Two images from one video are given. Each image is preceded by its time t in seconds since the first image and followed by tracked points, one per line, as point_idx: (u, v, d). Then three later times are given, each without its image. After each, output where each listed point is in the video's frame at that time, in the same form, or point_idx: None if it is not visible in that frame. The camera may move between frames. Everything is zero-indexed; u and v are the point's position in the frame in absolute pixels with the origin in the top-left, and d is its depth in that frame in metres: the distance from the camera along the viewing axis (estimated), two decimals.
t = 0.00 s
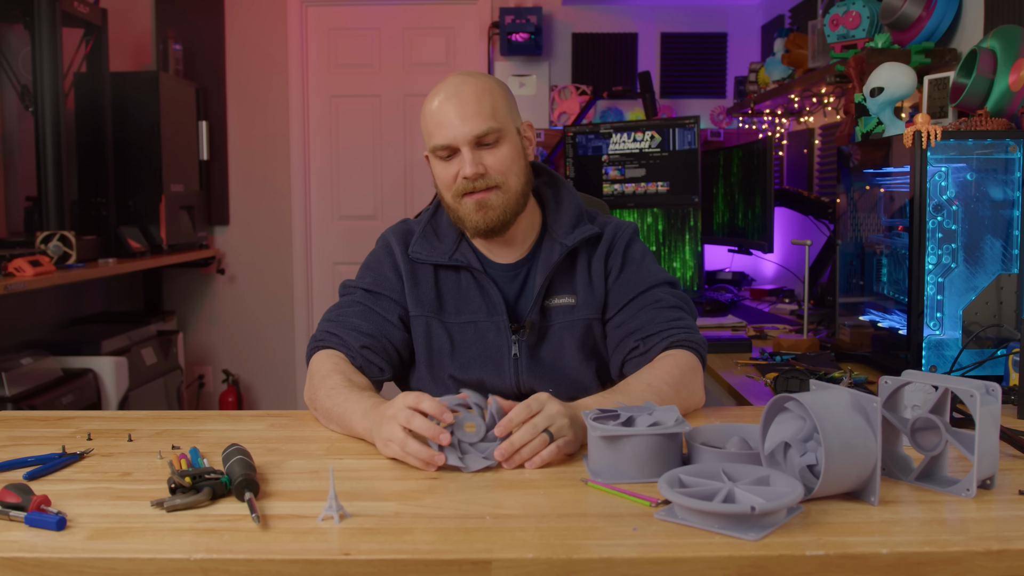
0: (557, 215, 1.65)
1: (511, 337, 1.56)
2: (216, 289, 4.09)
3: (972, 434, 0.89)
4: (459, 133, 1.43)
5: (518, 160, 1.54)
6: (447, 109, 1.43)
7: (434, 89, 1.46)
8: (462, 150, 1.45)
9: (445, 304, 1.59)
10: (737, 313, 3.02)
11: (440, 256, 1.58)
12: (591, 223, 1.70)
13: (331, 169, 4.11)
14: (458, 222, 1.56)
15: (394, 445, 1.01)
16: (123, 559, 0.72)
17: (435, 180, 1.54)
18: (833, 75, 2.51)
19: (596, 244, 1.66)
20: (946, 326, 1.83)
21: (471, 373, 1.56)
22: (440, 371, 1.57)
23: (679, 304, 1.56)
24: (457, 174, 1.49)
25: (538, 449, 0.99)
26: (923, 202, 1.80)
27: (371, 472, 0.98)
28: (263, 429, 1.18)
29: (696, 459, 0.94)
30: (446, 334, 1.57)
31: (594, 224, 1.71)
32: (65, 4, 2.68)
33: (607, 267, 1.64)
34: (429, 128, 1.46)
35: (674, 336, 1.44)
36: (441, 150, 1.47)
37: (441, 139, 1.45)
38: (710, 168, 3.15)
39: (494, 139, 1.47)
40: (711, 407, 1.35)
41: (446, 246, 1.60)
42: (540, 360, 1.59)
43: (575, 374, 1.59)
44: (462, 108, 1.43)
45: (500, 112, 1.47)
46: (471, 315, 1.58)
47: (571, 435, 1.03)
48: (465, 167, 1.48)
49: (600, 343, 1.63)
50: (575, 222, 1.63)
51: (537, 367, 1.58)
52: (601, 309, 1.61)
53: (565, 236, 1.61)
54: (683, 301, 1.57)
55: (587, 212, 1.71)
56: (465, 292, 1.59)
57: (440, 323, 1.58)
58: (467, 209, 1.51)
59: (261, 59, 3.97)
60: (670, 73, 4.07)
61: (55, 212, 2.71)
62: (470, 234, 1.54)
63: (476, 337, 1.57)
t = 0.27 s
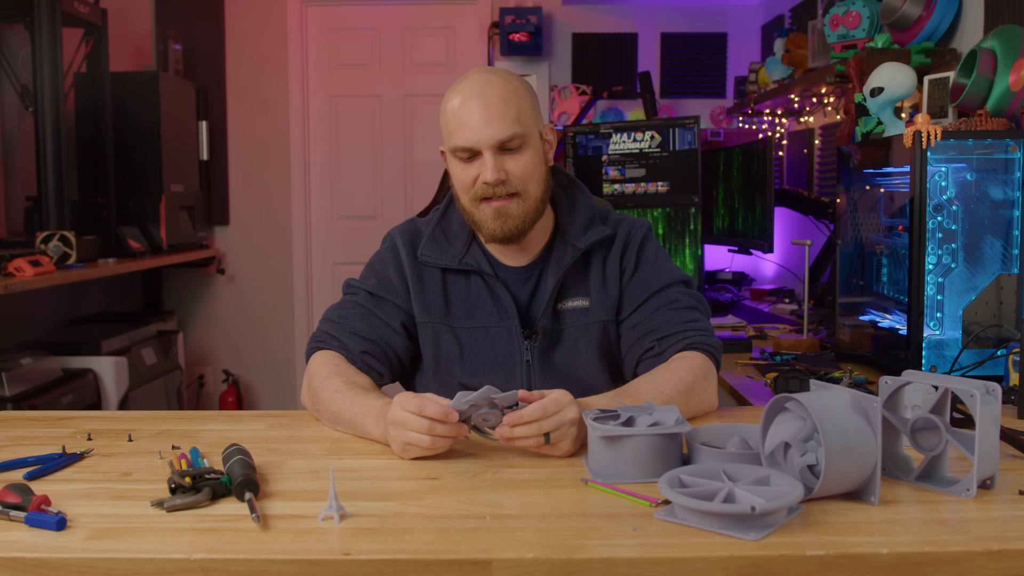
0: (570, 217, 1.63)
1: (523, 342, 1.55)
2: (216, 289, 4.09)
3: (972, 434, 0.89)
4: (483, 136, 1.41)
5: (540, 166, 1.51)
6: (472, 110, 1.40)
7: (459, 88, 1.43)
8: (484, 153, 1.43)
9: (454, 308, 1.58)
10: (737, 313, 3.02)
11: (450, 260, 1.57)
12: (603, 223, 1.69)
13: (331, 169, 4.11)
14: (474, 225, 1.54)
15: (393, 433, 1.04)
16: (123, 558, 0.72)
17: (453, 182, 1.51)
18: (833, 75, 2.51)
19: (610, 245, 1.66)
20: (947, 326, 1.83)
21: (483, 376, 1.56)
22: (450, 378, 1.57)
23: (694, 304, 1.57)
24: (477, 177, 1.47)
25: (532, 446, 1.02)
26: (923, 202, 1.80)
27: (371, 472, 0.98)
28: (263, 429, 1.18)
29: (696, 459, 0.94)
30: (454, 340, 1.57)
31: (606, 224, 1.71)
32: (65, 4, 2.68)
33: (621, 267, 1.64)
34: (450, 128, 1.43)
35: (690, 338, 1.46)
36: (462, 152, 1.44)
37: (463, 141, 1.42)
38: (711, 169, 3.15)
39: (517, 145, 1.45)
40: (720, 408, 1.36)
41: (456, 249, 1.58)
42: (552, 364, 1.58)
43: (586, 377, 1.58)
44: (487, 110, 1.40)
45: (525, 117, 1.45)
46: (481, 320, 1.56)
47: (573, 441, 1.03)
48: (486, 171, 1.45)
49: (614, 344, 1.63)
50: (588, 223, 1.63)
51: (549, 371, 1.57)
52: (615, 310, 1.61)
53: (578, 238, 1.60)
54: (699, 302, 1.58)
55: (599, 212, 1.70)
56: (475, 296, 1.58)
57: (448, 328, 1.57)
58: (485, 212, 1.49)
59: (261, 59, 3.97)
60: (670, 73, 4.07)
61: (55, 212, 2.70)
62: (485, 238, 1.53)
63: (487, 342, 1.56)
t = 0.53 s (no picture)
0: (570, 221, 1.63)
1: (524, 349, 1.55)
2: (216, 289, 4.09)
3: (971, 434, 0.89)
4: (491, 142, 1.39)
5: (546, 175, 1.50)
6: (481, 115, 1.39)
7: (470, 92, 1.42)
8: (491, 160, 1.41)
9: (452, 315, 1.58)
10: (737, 313, 3.02)
11: (447, 267, 1.57)
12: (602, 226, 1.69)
13: (331, 169, 4.10)
14: (476, 230, 1.52)
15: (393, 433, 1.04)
16: (123, 558, 0.72)
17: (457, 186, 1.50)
18: (833, 75, 2.51)
19: (610, 247, 1.67)
20: (947, 326, 1.83)
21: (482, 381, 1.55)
22: (450, 386, 1.56)
23: (693, 305, 1.57)
24: (481, 184, 1.45)
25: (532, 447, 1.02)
26: (923, 202, 1.80)
27: (372, 472, 0.98)
28: (263, 429, 1.18)
29: (696, 459, 0.94)
30: (453, 348, 1.56)
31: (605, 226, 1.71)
32: (65, 4, 2.68)
33: (620, 268, 1.64)
34: (458, 132, 1.42)
35: (690, 338, 1.46)
36: (468, 157, 1.42)
37: (470, 146, 1.41)
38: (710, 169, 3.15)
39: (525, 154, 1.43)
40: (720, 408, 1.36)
41: (453, 256, 1.58)
42: (554, 369, 1.58)
43: (587, 380, 1.58)
44: (497, 116, 1.39)
45: (535, 126, 1.44)
46: (481, 328, 1.56)
47: (574, 441, 1.03)
48: (491, 179, 1.43)
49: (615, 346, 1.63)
50: (587, 227, 1.63)
51: (550, 376, 1.57)
52: (615, 313, 1.61)
53: (578, 243, 1.61)
54: (698, 302, 1.58)
55: (598, 215, 1.70)
56: (474, 304, 1.58)
57: (446, 336, 1.57)
58: (488, 218, 1.47)
59: (261, 60, 3.97)
60: (670, 73, 4.07)
61: (55, 212, 2.71)
62: (485, 242, 1.52)
63: (487, 349, 1.55)
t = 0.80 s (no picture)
0: (569, 221, 1.63)
1: (523, 349, 1.55)
2: (216, 289, 4.09)
3: (972, 435, 0.89)
4: (490, 143, 1.39)
5: (546, 177, 1.49)
6: (481, 117, 1.39)
7: (469, 93, 1.42)
8: (491, 161, 1.41)
9: (451, 316, 1.58)
10: (737, 313, 3.02)
11: (446, 268, 1.57)
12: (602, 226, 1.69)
13: (331, 169, 4.10)
14: (476, 229, 1.52)
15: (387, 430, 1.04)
16: (123, 558, 0.72)
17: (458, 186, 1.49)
18: (833, 75, 2.51)
19: (609, 247, 1.67)
20: (947, 326, 1.83)
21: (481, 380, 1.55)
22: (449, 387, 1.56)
23: (692, 304, 1.57)
24: (482, 185, 1.44)
25: (530, 446, 1.03)
26: (923, 202, 1.79)
27: (372, 472, 0.98)
28: (263, 429, 1.18)
29: (696, 459, 0.94)
30: (452, 349, 1.56)
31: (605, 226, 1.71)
32: (65, 4, 2.68)
33: (620, 268, 1.64)
34: (458, 133, 1.41)
35: (688, 338, 1.46)
36: (468, 158, 1.42)
37: (470, 147, 1.40)
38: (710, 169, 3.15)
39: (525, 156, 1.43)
40: (720, 408, 1.36)
41: (453, 258, 1.58)
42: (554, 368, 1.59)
43: (587, 380, 1.58)
44: (496, 118, 1.39)
45: (534, 128, 1.43)
46: (480, 328, 1.56)
47: (572, 443, 1.03)
48: (491, 180, 1.43)
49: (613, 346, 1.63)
50: (587, 228, 1.63)
51: (550, 376, 1.57)
52: (615, 312, 1.61)
53: (577, 243, 1.61)
54: (697, 301, 1.58)
55: (598, 214, 1.70)
56: (474, 304, 1.58)
57: (446, 336, 1.57)
58: (488, 219, 1.46)
59: (261, 60, 3.98)
60: (670, 73, 4.07)
61: (55, 212, 2.71)
62: (485, 242, 1.51)
63: (487, 349, 1.55)
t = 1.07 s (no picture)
0: (580, 220, 1.64)
1: (529, 344, 1.54)
2: (216, 289, 4.09)
3: (972, 435, 0.89)
4: (549, 132, 1.45)
5: (586, 177, 1.56)
6: (544, 106, 1.45)
7: (535, 83, 1.48)
8: (544, 149, 1.47)
9: (459, 311, 1.58)
10: (737, 313, 3.02)
11: (455, 264, 1.57)
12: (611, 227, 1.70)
13: (331, 169, 4.10)
14: (504, 215, 1.54)
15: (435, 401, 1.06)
16: (123, 558, 0.72)
17: (499, 170, 1.53)
18: (833, 75, 2.51)
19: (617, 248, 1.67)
20: (946, 326, 1.83)
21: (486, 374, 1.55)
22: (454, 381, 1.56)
23: (695, 305, 1.57)
24: (527, 171, 1.50)
25: (527, 445, 1.03)
26: (923, 202, 1.80)
27: (371, 472, 0.98)
28: (263, 429, 1.18)
29: (696, 459, 0.94)
30: (459, 344, 1.56)
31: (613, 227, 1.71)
32: (65, 4, 2.68)
33: (627, 267, 1.65)
34: (517, 117, 1.47)
35: (690, 337, 1.46)
36: (522, 141, 1.47)
37: (528, 130, 1.46)
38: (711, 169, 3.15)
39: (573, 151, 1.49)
40: (720, 408, 1.36)
41: (462, 253, 1.59)
42: (559, 364, 1.58)
43: (592, 376, 1.57)
44: (559, 110, 1.45)
45: (588, 129, 1.51)
46: (488, 323, 1.56)
47: (569, 442, 1.03)
48: (539, 167, 1.48)
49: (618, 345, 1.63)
50: (598, 228, 1.63)
51: (556, 371, 1.57)
52: (621, 310, 1.61)
53: (588, 242, 1.61)
54: (700, 302, 1.58)
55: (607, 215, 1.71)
56: (481, 300, 1.58)
57: (454, 331, 1.56)
58: (525, 205, 1.49)
59: (261, 60, 3.97)
60: (670, 73, 4.07)
61: (55, 212, 2.70)
62: (512, 231, 1.54)
63: (493, 345, 1.55)
